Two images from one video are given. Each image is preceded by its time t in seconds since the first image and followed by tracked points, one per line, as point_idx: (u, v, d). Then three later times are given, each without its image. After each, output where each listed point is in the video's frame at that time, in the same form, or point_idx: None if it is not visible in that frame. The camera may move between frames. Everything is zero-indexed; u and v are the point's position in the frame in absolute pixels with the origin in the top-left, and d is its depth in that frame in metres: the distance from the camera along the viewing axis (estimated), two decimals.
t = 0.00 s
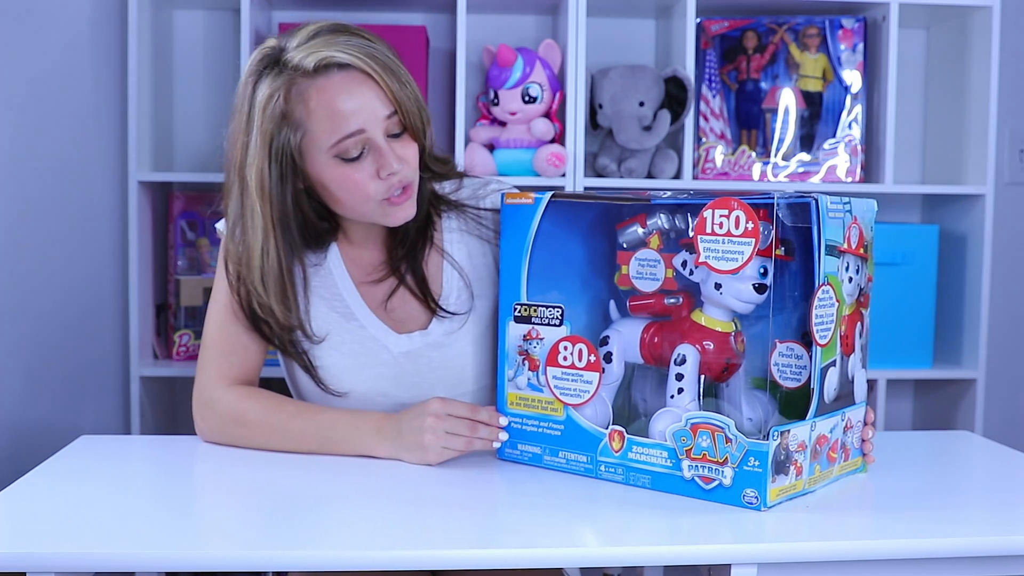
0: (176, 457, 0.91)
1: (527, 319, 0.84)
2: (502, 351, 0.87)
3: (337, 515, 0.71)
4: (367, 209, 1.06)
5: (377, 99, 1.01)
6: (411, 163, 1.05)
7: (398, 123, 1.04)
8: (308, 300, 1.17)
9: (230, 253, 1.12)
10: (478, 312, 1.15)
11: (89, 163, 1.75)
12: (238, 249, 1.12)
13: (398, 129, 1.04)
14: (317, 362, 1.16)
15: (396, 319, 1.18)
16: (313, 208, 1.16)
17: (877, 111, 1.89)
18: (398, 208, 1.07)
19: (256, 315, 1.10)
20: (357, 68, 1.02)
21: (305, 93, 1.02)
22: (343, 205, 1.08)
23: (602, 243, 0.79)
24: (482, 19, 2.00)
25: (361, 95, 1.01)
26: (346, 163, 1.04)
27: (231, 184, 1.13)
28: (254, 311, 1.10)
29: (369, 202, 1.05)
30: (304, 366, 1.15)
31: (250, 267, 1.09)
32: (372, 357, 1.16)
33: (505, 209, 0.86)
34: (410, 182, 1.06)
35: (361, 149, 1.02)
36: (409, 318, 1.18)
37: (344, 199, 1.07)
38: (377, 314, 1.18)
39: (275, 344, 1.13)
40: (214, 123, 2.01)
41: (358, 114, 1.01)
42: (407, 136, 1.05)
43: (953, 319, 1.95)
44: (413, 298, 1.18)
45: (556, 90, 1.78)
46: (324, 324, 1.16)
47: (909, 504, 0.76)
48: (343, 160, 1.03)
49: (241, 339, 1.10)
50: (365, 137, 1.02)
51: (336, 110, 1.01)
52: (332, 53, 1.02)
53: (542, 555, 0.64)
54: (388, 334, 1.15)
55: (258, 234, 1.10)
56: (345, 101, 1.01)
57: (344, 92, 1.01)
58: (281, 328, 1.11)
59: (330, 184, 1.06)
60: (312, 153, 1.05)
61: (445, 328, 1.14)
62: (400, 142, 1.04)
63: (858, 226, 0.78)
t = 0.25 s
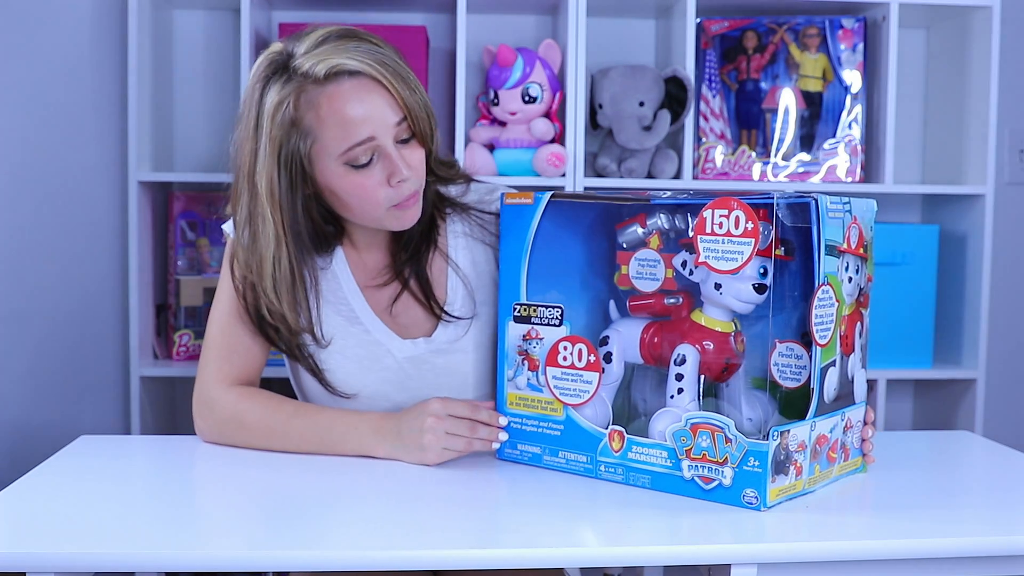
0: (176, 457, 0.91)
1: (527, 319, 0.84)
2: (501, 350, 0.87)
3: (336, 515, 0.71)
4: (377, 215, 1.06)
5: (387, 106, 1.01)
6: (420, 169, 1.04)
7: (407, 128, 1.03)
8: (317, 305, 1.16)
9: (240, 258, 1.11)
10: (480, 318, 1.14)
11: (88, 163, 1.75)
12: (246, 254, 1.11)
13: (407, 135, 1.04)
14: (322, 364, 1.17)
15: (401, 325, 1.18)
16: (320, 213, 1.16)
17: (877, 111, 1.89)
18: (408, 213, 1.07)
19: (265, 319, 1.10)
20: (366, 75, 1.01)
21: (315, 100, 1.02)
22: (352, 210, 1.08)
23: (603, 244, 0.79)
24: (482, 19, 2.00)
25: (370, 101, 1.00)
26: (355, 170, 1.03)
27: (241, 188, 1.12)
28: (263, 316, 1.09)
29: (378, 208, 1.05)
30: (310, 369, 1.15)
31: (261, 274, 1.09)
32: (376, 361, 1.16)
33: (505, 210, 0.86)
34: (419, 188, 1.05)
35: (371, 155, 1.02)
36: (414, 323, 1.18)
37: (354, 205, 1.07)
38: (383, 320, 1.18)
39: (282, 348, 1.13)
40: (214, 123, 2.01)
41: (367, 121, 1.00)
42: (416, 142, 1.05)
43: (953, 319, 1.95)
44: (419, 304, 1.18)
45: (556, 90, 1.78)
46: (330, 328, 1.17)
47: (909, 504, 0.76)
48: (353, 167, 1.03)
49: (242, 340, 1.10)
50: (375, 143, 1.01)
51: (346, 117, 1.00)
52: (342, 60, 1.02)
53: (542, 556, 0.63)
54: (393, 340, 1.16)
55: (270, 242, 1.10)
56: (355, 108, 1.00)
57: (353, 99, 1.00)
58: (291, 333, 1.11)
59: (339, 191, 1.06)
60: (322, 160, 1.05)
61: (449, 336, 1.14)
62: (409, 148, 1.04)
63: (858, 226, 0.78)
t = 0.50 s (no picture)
0: (176, 457, 0.91)
1: (526, 320, 0.84)
2: (500, 351, 0.87)
3: (335, 515, 0.71)
4: (379, 220, 1.06)
5: (385, 112, 1.01)
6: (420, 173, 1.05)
7: (407, 133, 1.04)
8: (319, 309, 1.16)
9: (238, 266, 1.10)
10: (480, 320, 1.15)
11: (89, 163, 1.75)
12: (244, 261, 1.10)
13: (407, 139, 1.04)
14: (325, 366, 1.16)
15: (404, 325, 1.18)
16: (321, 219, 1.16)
17: (876, 110, 1.89)
18: (409, 217, 1.07)
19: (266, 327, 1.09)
20: (363, 81, 1.01)
21: (313, 108, 1.02)
22: (354, 215, 1.08)
23: (603, 244, 0.79)
24: (482, 19, 2.00)
25: (369, 108, 1.01)
26: (356, 176, 1.04)
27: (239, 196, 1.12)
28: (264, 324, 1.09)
29: (380, 213, 1.05)
30: (313, 372, 1.15)
31: (261, 283, 1.08)
32: (380, 363, 1.16)
33: (505, 210, 0.86)
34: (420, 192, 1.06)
35: (371, 161, 1.02)
36: (418, 326, 1.18)
37: (355, 209, 1.07)
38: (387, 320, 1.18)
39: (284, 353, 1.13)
40: (215, 122, 2.01)
41: (367, 127, 1.01)
42: (416, 146, 1.05)
43: (953, 319, 1.95)
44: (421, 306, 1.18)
45: (556, 90, 1.78)
46: (333, 331, 1.16)
47: (910, 505, 0.76)
48: (353, 173, 1.03)
49: (244, 344, 1.10)
50: (375, 150, 1.02)
51: (345, 123, 1.01)
52: (338, 68, 1.01)
53: (543, 556, 0.63)
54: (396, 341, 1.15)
55: (269, 251, 1.10)
56: (354, 115, 1.00)
57: (351, 106, 1.00)
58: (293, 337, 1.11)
59: (340, 197, 1.06)
60: (322, 167, 1.05)
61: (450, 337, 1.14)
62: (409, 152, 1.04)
63: (859, 226, 0.78)
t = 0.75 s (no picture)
0: (176, 457, 0.91)
1: (526, 319, 0.84)
2: (500, 351, 0.87)
3: (335, 515, 0.71)
4: (378, 216, 1.06)
5: (385, 107, 1.01)
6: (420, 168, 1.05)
7: (406, 129, 1.04)
8: (319, 306, 1.16)
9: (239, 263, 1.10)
10: (481, 318, 1.15)
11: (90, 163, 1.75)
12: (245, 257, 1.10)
13: (407, 134, 1.04)
14: (326, 366, 1.16)
15: (405, 324, 1.18)
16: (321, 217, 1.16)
17: (876, 110, 1.89)
18: (408, 213, 1.07)
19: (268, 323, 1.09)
20: (362, 76, 1.01)
21: (313, 103, 1.02)
22: (354, 211, 1.08)
23: (603, 245, 0.79)
24: (482, 19, 2.00)
25: (369, 103, 1.01)
26: (355, 171, 1.04)
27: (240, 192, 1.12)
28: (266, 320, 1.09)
29: (379, 208, 1.06)
30: (314, 372, 1.15)
31: (262, 279, 1.08)
32: (380, 363, 1.16)
33: (504, 210, 0.86)
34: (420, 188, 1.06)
35: (371, 156, 1.02)
36: (419, 323, 1.18)
37: (354, 205, 1.07)
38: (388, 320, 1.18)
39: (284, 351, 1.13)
40: (215, 122, 2.01)
41: (366, 122, 1.01)
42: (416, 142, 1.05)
43: (953, 319, 1.95)
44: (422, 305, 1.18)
45: (556, 90, 1.78)
46: (332, 330, 1.16)
47: (910, 505, 0.76)
48: (353, 168, 1.03)
49: (245, 343, 1.10)
50: (375, 146, 1.02)
51: (344, 118, 1.01)
52: (338, 63, 1.01)
53: (542, 556, 0.63)
54: (396, 340, 1.15)
55: (269, 247, 1.09)
56: (353, 110, 1.00)
57: (351, 101, 1.00)
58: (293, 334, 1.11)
59: (340, 192, 1.06)
60: (322, 162, 1.05)
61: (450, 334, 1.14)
62: (408, 148, 1.04)
63: (859, 226, 0.78)
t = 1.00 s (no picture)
0: (176, 457, 0.91)
1: (526, 320, 0.84)
2: (500, 351, 0.87)
3: (334, 515, 0.71)
4: (375, 215, 1.07)
5: (378, 105, 1.01)
6: (415, 166, 1.05)
7: (400, 127, 1.04)
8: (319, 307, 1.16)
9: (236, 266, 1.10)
10: (481, 318, 1.15)
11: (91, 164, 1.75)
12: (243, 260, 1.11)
13: (401, 133, 1.04)
14: (327, 367, 1.16)
15: (405, 325, 1.18)
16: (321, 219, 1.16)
17: (876, 110, 1.89)
18: (405, 212, 1.07)
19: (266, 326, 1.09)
20: (354, 75, 1.01)
21: (305, 103, 1.02)
22: (351, 210, 1.09)
23: (603, 245, 0.79)
24: (482, 19, 2.00)
25: (361, 102, 1.00)
26: (351, 170, 1.04)
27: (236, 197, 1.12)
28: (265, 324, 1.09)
29: (377, 207, 1.06)
30: (315, 374, 1.15)
31: (258, 282, 1.08)
32: (381, 364, 1.15)
33: (505, 210, 0.86)
34: (416, 186, 1.06)
35: (365, 155, 1.02)
36: (419, 323, 1.17)
37: (351, 204, 1.07)
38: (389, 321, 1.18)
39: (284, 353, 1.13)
40: (215, 122, 2.01)
41: (359, 122, 1.01)
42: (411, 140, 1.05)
43: (953, 319, 1.95)
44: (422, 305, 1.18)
45: (556, 90, 1.78)
46: (333, 331, 1.16)
47: (909, 505, 0.76)
48: (348, 167, 1.03)
49: (246, 344, 1.10)
50: (369, 144, 1.02)
51: (338, 118, 1.00)
52: (329, 62, 1.01)
53: (542, 556, 0.63)
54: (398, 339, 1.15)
55: (266, 249, 1.10)
56: (345, 109, 1.00)
57: (343, 100, 1.00)
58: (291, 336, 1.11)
59: (337, 191, 1.06)
60: (317, 163, 1.05)
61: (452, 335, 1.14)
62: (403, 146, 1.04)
63: (859, 226, 0.78)
